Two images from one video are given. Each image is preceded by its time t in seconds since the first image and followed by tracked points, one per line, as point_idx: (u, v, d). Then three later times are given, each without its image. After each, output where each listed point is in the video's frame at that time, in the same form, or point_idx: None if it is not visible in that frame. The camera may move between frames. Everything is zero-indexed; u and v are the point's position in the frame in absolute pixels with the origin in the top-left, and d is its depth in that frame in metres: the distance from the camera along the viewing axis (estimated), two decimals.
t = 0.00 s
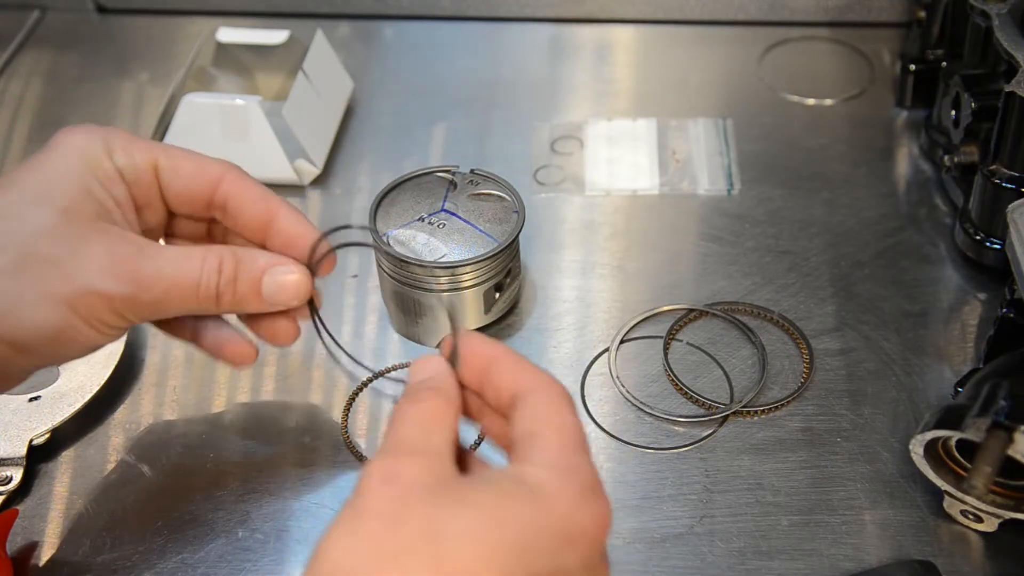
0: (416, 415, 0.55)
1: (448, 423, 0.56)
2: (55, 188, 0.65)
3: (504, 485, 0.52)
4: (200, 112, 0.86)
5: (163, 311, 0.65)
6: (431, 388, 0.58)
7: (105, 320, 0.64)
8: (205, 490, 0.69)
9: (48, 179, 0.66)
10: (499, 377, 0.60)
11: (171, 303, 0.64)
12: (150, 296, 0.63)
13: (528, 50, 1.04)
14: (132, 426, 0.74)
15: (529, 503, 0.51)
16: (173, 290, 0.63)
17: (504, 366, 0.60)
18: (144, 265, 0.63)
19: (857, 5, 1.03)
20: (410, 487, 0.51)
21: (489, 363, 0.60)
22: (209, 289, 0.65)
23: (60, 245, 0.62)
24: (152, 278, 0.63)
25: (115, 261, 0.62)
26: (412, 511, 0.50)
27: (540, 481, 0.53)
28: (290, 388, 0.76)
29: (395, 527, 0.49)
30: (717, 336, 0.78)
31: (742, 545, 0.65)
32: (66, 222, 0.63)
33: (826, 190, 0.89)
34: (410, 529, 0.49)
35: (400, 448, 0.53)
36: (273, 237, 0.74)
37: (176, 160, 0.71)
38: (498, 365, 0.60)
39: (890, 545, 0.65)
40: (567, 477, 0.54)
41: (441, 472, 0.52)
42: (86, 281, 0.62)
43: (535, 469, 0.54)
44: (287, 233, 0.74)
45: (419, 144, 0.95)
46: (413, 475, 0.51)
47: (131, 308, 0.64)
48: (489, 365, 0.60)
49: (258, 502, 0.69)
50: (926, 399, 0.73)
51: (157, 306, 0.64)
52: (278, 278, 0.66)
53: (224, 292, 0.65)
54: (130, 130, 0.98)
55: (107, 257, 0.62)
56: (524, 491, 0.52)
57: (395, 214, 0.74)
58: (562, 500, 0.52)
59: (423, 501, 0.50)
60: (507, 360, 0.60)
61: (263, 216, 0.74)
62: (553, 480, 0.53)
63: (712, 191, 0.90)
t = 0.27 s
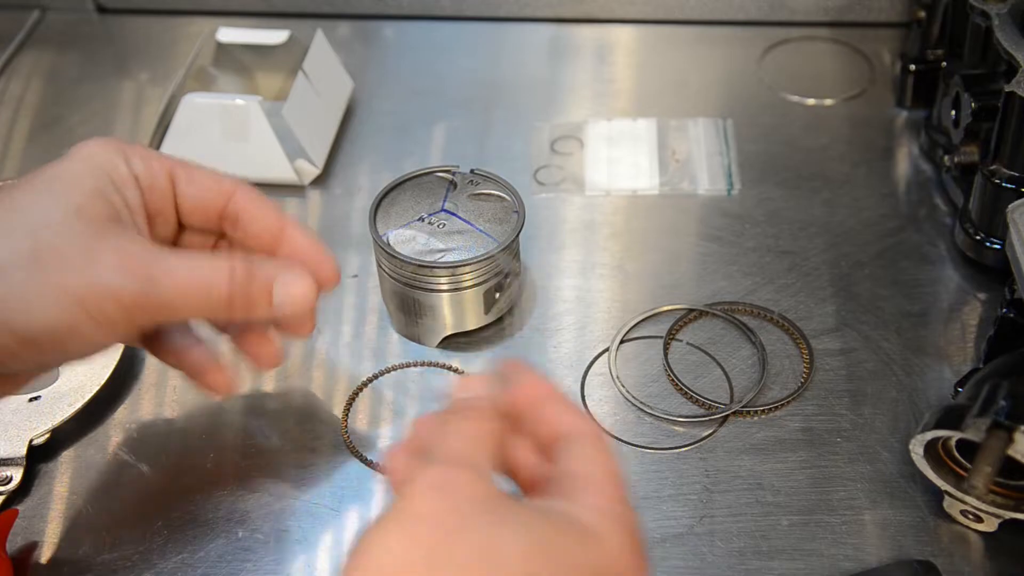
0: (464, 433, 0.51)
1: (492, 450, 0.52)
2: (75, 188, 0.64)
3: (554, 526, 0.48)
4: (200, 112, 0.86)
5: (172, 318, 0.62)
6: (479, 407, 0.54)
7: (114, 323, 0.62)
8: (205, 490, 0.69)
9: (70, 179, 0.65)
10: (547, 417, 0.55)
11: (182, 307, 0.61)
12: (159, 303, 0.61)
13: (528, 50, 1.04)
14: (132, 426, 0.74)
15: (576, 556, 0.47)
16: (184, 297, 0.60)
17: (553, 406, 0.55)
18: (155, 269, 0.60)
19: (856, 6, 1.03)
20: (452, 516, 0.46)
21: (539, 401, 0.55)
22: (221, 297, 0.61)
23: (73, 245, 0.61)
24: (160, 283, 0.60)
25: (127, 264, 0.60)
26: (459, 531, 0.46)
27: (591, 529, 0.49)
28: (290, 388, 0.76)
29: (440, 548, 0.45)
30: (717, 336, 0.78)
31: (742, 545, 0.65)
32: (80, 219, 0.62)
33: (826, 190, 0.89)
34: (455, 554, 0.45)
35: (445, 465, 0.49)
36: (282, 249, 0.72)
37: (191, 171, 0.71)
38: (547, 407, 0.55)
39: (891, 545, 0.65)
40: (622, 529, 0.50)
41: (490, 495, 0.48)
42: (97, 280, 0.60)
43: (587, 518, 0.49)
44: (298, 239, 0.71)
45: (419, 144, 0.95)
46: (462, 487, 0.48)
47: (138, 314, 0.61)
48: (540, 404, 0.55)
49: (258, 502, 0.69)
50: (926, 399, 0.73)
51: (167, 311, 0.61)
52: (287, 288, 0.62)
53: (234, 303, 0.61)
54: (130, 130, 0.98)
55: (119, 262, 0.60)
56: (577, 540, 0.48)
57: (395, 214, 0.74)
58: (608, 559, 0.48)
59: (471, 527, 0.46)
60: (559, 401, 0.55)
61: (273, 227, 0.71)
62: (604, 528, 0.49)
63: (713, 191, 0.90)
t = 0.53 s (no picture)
0: (511, 435, 0.57)
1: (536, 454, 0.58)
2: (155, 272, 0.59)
3: (577, 530, 0.53)
4: (200, 112, 0.86)
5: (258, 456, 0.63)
6: (532, 414, 0.60)
7: (202, 434, 0.61)
8: (205, 491, 0.69)
9: (149, 265, 0.60)
10: (596, 432, 0.61)
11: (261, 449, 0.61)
12: (245, 441, 0.61)
13: (529, 50, 1.04)
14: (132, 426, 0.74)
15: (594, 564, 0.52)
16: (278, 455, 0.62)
17: (601, 424, 0.61)
18: (248, 425, 0.60)
19: (856, 5, 1.03)
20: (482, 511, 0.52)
21: (591, 420, 0.62)
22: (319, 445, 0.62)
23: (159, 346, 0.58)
24: (248, 424, 0.60)
25: (215, 398, 0.59)
26: (483, 522, 0.52)
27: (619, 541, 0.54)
28: (290, 388, 0.76)
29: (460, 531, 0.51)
30: (717, 336, 0.78)
31: (742, 545, 0.65)
32: (173, 326, 0.58)
33: (826, 190, 0.89)
34: (480, 541, 0.51)
35: (480, 462, 0.55)
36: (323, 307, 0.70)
37: (270, 265, 0.64)
38: (598, 424, 0.61)
39: (890, 545, 0.65)
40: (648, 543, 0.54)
41: (524, 495, 0.55)
42: (193, 381, 0.59)
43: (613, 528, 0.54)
44: (340, 301, 0.71)
45: (419, 144, 0.95)
46: (496, 487, 0.54)
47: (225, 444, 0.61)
48: (590, 419, 0.61)
49: (258, 502, 0.69)
50: (926, 398, 0.73)
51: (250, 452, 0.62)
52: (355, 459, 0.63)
53: (309, 448, 0.61)
54: (130, 131, 0.98)
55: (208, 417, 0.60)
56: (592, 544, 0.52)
57: (396, 214, 0.74)
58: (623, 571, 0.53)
59: (498, 519, 0.52)
60: (609, 419, 0.61)
61: (321, 286, 0.69)
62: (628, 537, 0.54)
63: (713, 191, 0.90)
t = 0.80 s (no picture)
0: (542, 469, 0.54)
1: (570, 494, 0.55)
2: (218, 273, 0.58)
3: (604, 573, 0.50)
4: (200, 112, 0.86)
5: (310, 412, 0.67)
6: (569, 449, 0.57)
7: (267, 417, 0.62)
8: (205, 491, 0.69)
9: (205, 265, 0.58)
10: (636, 474, 0.58)
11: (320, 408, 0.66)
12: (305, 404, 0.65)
13: (529, 50, 1.04)
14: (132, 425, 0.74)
15: None
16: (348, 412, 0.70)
17: (639, 466, 0.58)
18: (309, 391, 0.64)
19: (856, 5, 1.03)
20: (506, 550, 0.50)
21: (630, 460, 0.59)
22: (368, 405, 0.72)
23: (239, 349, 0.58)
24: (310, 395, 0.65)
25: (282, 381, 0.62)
26: (505, 562, 0.50)
27: None
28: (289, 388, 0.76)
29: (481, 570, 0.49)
30: (717, 336, 0.78)
31: (742, 545, 0.65)
32: (246, 328, 0.58)
33: (826, 190, 0.89)
34: None
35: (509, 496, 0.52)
36: (353, 310, 0.69)
37: (312, 252, 0.64)
38: (635, 466, 0.58)
39: (890, 545, 0.65)
40: None
41: (551, 532, 0.52)
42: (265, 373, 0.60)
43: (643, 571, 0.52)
44: (368, 305, 0.70)
45: (419, 144, 0.95)
46: (523, 523, 0.52)
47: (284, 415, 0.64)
48: (629, 460, 0.59)
49: (259, 502, 0.69)
50: (926, 398, 0.73)
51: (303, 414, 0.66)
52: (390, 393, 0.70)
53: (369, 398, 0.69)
54: (130, 131, 0.98)
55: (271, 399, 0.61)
56: None
57: (396, 214, 0.74)
58: None
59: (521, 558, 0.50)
60: (648, 462, 0.58)
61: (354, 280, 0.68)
62: None
63: (713, 191, 0.90)
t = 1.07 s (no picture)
0: (529, 471, 0.54)
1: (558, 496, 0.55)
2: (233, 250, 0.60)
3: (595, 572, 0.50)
4: (200, 112, 0.86)
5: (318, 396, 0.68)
6: (554, 452, 0.57)
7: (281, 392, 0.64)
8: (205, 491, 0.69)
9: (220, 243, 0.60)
10: (625, 473, 0.59)
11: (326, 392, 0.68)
12: (315, 385, 0.67)
13: (529, 50, 1.04)
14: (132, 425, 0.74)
15: None
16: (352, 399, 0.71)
17: (627, 465, 0.59)
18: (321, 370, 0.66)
19: (856, 6, 1.03)
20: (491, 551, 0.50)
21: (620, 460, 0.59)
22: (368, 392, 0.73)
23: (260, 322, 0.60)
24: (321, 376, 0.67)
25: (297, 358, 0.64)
26: (492, 561, 0.50)
27: None
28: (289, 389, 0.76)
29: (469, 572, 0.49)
30: (717, 336, 0.78)
31: (742, 545, 0.65)
32: (263, 299, 0.60)
33: (826, 190, 0.89)
34: None
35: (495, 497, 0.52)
36: (351, 301, 0.70)
37: (321, 231, 0.66)
38: (625, 465, 0.59)
39: (890, 545, 0.65)
40: None
41: (538, 533, 0.52)
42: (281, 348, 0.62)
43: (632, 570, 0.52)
44: (367, 301, 0.71)
45: (419, 144, 0.95)
46: (510, 523, 0.51)
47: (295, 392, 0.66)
48: (619, 460, 0.59)
49: (259, 501, 0.69)
50: (926, 398, 0.73)
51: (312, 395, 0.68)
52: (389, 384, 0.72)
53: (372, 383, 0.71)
54: (130, 131, 0.98)
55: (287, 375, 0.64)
56: None
57: (395, 214, 0.74)
58: None
59: (510, 558, 0.50)
60: (637, 463, 0.59)
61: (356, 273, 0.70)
62: None
63: (713, 191, 0.90)
